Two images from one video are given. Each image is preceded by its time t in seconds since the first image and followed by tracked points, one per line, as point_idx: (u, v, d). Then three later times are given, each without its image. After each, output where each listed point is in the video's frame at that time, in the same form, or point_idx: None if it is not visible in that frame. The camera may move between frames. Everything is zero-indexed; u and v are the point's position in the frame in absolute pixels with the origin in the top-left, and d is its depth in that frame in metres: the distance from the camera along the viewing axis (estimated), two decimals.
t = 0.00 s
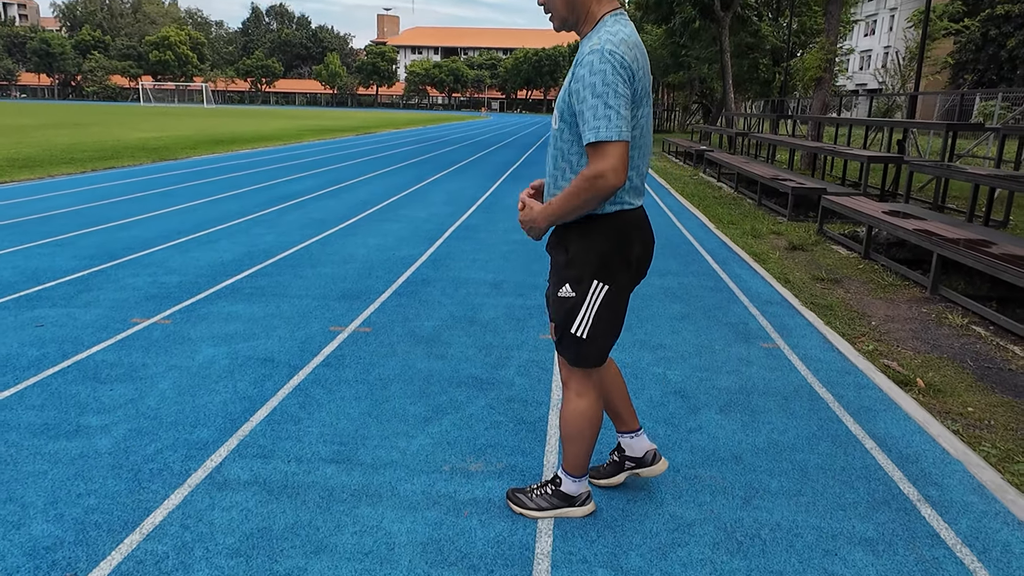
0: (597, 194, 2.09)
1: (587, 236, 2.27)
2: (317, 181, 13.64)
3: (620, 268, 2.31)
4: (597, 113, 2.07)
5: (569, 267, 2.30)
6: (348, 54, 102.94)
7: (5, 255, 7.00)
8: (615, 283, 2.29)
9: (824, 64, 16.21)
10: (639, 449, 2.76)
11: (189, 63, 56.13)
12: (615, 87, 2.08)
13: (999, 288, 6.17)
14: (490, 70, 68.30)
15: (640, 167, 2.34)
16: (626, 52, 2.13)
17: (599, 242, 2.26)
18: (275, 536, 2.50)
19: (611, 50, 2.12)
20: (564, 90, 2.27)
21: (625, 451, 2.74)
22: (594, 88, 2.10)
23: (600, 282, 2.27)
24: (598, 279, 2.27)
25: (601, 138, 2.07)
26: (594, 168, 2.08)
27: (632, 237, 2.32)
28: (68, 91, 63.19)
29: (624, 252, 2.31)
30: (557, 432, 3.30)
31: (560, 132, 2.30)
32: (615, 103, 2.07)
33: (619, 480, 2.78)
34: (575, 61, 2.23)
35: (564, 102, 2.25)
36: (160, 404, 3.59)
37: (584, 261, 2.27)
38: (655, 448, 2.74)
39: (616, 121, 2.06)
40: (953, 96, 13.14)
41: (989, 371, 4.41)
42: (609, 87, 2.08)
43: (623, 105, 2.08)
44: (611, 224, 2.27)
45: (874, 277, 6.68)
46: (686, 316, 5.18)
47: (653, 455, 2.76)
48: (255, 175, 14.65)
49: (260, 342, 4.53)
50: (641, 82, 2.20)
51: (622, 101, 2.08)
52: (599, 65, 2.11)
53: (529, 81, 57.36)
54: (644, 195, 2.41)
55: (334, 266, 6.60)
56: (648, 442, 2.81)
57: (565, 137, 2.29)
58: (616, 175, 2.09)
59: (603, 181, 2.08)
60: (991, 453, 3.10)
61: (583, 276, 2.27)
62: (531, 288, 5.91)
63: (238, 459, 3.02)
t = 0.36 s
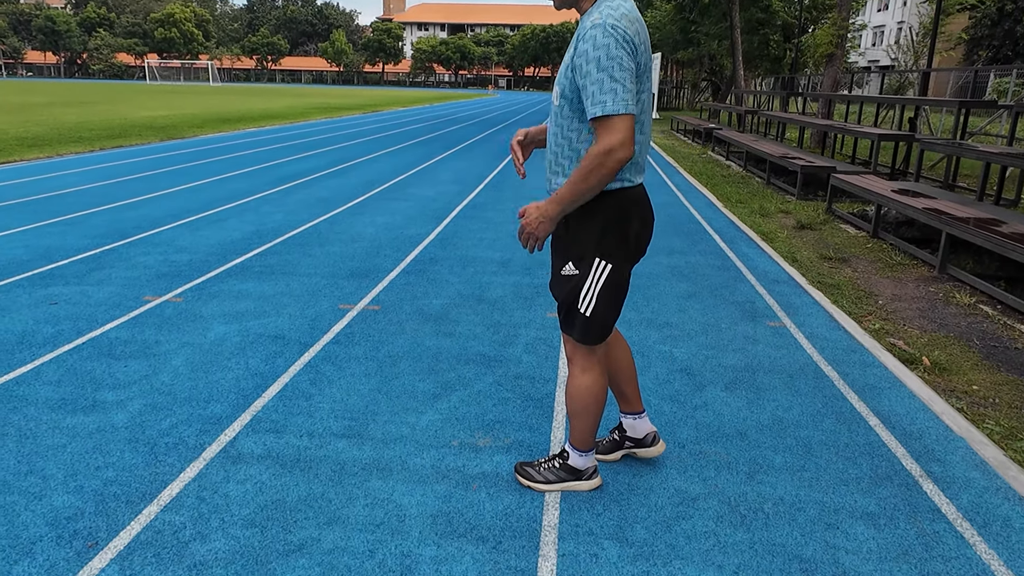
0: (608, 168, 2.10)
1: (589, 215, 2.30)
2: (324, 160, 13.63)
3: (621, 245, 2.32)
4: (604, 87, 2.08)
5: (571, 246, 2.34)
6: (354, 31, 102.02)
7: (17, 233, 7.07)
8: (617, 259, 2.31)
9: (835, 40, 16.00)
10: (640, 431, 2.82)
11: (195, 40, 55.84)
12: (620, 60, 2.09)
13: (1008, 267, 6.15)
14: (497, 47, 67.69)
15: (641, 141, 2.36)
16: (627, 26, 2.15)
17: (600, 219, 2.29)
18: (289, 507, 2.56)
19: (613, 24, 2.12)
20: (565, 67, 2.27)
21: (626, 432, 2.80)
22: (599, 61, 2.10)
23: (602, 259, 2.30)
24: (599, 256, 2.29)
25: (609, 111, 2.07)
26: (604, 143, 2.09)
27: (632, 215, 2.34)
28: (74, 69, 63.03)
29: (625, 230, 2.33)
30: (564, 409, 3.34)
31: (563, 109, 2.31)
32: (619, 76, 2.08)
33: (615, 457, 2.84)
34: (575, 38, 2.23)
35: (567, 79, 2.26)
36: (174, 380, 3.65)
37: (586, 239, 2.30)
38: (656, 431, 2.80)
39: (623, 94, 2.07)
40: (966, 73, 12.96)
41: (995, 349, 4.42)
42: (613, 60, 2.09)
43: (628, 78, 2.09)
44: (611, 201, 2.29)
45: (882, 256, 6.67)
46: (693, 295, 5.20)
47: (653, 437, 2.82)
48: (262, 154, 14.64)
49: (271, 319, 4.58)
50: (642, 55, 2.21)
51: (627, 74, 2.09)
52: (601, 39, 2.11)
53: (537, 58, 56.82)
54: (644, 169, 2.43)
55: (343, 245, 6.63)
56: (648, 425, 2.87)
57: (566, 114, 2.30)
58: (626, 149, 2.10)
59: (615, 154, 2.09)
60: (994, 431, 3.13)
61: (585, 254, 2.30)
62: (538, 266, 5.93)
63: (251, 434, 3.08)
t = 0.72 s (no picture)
0: (574, 153, 2.11)
1: (589, 200, 2.27)
2: (330, 147, 13.60)
3: (625, 233, 2.30)
4: (580, 70, 2.08)
5: (573, 232, 2.30)
6: (360, 18, 101.39)
7: (23, 220, 7.09)
8: (620, 247, 2.29)
9: (845, 25, 15.81)
10: (644, 420, 2.81)
11: (200, 27, 55.62)
12: (603, 45, 2.07)
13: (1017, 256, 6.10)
14: (503, 33, 67.26)
15: (642, 129, 2.31)
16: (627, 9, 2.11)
17: (603, 206, 2.26)
18: (293, 494, 2.57)
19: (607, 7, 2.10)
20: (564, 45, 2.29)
21: (631, 420, 2.80)
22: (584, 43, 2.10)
23: (606, 247, 2.27)
24: (603, 243, 2.27)
25: (578, 95, 2.08)
26: (570, 126, 2.11)
27: (635, 202, 2.31)
28: (79, 56, 62.95)
29: (628, 217, 2.31)
30: (568, 397, 3.34)
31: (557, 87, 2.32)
32: (599, 61, 2.06)
33: (620, 445, 2.83)
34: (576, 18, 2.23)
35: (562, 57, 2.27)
36: (179, 367, 3.66)
37: (591, 225, 2.27)
38: (661, 420, 2.80)
39: (596, 80, 2.06)
40: (978, 59, 12.80)
41: (1003, 339, 4.39)
42: (596, 44, 2.08)
43: (608, 63, 2.06)
44: (613, 187, 2.26)
45: (890, 245, 6.62)
46: (699, 283, 5.17)
47: (658, 426, 2.82)
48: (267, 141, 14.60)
49: (276, 307, 4.58)
50: (643, 42, 2.16)
51: (607, 58, 2.06)
52: (593, 22, 2.10)
53: (543, 45, 56.44)
54: (650, 158, 2.38)
55: (348, 232, 6.62)
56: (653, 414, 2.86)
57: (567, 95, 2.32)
58: (588, 134, 2.11)
59: (577, 139, 2.11)
60: (1002, 421, 3.11)
61: (591, 241, 2.27)
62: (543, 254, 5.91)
63: (256, 421, 3.08)
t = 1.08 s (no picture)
0: (567, 145, 2.08)
1: (585, 193, 2.22)
2: (332, 141, 13.56)
3: (621, 226, 2.27)
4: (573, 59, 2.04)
5: (569, 226, 2.25)
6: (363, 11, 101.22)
7: (24, 214, 7.07)
8: (617, 242, 2.25)
9: (850, 19, 15.67)
10: (646, 417, 2.77)
11: (203, 20, 55.62)
12: (598, 34, 2.03)
13: None
14: (507, 27, 67.21)
15: (638, 121, 2.27)
16: None
17: (599, 199, 2.21)
18: (291, 492, 2.54)
19: None
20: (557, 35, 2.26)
21: (632, 417, 2.76)
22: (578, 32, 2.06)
23: (602, 241, 2.23)
24: (599, 238, 2.22)
25: (571, 85, 2.04)
26: (563, 118, 2.07)
27: (632, 196, 2.27)
28: (83, 50, 63.04)
29: (625, 211, 2.27)
30: (569, 393, 3.30)
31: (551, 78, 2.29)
32: (593, 50, 2.02)
33: (621, 443, 2.79)
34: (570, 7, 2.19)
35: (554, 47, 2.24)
36: (179, 362, 3.64)
37: (587, 219, 2.22)
38: (662, 416, 2.75)
39: (590, 70, 2.02)
40: (984, 53, 12.67)
41: (1010, 335, 4.35)
42: (591, 33, 2.03)
43: (603, 53, 2.02)
44: (609, 180, 2.22)
45: (895, 240, 6.57)
46: (702, 279, 5.13)
47: (659, 422, 2.77)
48: (269, 135, 14.55)
49: (277, 302, 4.55)
50: (639, 32, 2.12)
51: (602, 49, 2.02)
52: (587, 11, 2.06)
53: (546, 38, 56.32)
54: (647, 150, 2.34)
55: (349, 227, 6.59)
56: (655, 410, 2.82)
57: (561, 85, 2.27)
58: (581, 126, 2.08)
59: (570, 130, 2.07)
60: (1009, 419, 3.07)
61: (586, 236, 2.22)
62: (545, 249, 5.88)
63: (255, 417, 3.06)
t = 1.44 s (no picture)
0: (578, 147, 1.94)
1: (594, 199, 2.08)
2: (331, 138, 13.40)
3: (633, 233, 2.12)
4: (586, 54, 1.90)
5: (579, 234, 2.11)
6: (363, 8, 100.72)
7: (16, 213, 6.92)
8: (630, 249, 2.11)
9: (855, 15, 15.50)
10: (658, 432, 2.63)
11: (203, 16, 55.33)
12: (613, 27, 1.89)
13: None
14: (507, 23, 67.02)
15: (651, 122, 2.13)
16: None
17: (610, 205, 2.07)
18: (284, 513, 2.40)
19: None
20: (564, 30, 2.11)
21: (643, 433, 2.62)
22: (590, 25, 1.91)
23: (613, 249, 2.09)
24: (610, 245, 2.08)
25: (584, 83, 1.89)
26: (574, 118, 1.93)
27: (644, 200, 2.12)
28: (82, 44, 62.64)
29: (637, 217, 2.12)
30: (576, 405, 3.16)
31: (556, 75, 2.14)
32: (607, 44, 1.88)
33: (632, 460, 2.65)
34: None
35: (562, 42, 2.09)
36: (168, 370, 3.49)
37: (597, 225, 2.08)
38: (675, 432, 2.61)
39: (604, 66, 1.87)
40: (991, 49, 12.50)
41: None
42: (605, 26, 1.89)
43: (618, 48, 1.88)
44: (621, 184, 2.07)
45: (905, 241, 6.43)
46: (710, 282, 4.99)
47: (672, 438, 2.63)
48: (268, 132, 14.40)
49: (272, 306, 4.41)
50: (655, 24, 1.97)
51: (617, 43, 1.88)
52: (601, 2, 1.91)
53: (547, 34, 56.18)
54: (659, 152, 2.20)
55: (347, 227, 6.44)
56: (667, 425, 2.67)
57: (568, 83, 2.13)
58: (594, 126, 1.93)
59: (582, 131, 1.93)
60: None
61: (597, 243, 2.08)
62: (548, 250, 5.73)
63: (246, 430, 2.92)
